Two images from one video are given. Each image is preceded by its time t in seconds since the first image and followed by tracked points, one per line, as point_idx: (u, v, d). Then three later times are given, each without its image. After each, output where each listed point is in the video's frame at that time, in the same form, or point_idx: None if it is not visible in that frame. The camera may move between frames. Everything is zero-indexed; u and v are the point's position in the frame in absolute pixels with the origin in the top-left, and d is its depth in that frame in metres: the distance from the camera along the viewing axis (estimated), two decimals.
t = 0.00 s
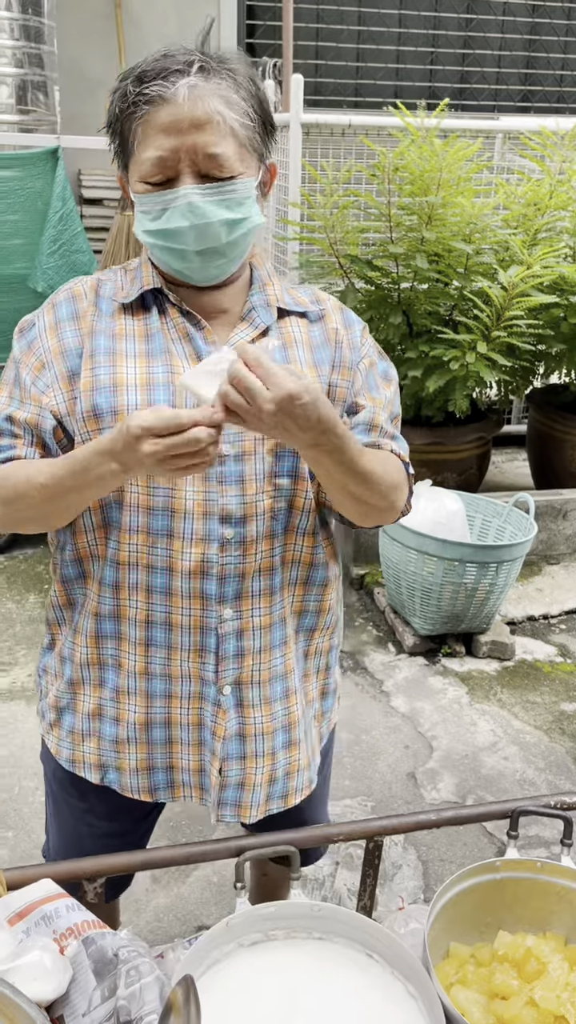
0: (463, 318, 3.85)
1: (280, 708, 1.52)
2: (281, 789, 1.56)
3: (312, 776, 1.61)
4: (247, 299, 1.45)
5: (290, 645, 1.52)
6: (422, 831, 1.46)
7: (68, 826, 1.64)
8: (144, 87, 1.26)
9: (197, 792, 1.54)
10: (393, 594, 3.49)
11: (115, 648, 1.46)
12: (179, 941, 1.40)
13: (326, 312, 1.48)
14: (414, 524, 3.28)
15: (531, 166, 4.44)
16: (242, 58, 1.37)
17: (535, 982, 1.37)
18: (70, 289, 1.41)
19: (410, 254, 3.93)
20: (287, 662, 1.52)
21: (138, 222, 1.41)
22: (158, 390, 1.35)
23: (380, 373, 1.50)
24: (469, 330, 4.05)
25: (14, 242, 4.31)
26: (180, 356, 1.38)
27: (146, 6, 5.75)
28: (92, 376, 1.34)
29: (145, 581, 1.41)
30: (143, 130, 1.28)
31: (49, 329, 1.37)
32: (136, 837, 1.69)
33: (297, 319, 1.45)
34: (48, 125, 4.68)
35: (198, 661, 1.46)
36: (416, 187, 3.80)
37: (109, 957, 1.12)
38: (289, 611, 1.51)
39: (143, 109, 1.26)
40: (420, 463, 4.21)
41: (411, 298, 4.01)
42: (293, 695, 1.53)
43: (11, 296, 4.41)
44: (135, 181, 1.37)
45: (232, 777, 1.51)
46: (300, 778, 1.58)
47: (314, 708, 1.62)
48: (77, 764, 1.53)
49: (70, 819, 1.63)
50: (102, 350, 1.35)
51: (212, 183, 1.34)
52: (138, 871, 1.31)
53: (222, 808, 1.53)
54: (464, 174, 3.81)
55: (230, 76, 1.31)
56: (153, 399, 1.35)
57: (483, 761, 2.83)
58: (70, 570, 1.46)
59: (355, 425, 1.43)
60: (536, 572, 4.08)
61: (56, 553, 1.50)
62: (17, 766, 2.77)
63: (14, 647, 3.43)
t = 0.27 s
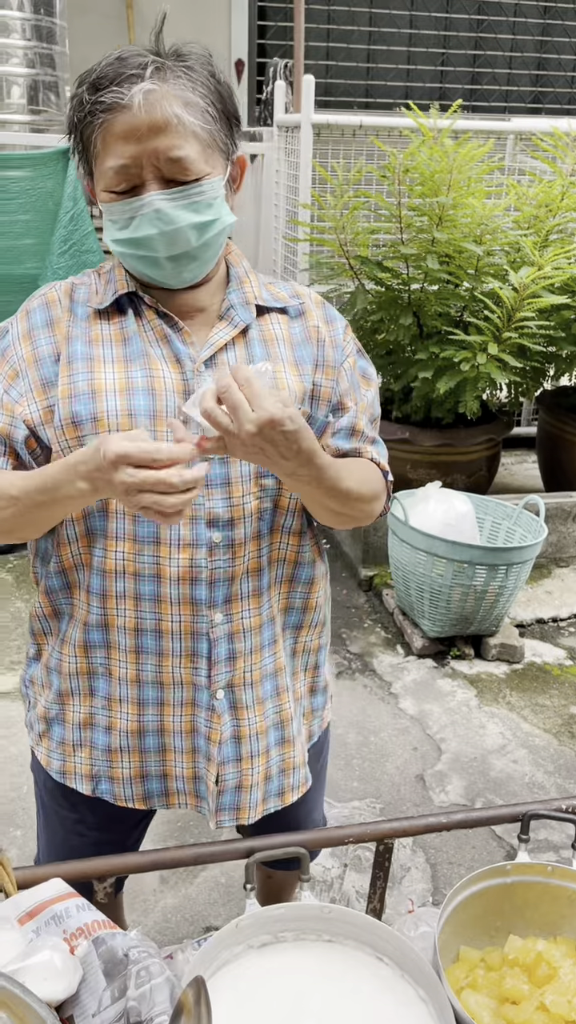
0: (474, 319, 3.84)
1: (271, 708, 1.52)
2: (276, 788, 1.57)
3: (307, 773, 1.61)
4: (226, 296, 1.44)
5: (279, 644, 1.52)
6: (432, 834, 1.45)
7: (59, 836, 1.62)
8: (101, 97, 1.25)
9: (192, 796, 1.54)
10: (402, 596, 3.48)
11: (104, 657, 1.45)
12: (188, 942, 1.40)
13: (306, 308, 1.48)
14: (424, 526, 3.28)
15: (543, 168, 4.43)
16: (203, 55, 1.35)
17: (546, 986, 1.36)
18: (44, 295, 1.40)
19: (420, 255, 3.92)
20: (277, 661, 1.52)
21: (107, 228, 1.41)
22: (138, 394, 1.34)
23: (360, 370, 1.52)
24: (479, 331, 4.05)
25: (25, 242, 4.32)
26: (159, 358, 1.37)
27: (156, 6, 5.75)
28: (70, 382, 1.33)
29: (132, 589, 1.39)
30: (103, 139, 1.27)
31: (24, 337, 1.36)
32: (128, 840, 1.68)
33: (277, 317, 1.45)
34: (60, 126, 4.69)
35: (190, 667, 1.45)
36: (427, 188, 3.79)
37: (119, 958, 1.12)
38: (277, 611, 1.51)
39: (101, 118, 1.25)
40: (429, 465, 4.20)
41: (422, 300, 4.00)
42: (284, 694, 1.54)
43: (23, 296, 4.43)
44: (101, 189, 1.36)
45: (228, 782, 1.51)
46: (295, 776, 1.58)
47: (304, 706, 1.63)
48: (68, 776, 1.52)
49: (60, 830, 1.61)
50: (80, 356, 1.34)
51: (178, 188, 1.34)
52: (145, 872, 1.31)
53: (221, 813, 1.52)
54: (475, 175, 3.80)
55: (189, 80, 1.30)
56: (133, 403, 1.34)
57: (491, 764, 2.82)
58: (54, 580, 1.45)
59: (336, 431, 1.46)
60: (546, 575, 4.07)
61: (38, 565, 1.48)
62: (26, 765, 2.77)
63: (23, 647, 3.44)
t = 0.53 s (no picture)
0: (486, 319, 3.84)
1: (263, 707, 1.52)
2: (270, 786, 1.57)
3: (303, 771, 1.61)
4: (209, 296, 1.40)
5: (270, 643, 1.51)
6: (443, 835, 1.43)
7: (54, 840, 1.62)
8: (80, 92, 1.20)
9: (186, 801, 1.52)
10: (412, 597, 3.47)
11: (95, 665, 1.44)
12: (198, 941, 1.39)
13: (292, 304, 1.45)
14: (434, 527, 3.27)
15: (556, 168, 4.42)
16: (189, 53, 1.31)
17: (558, 990, 1.35)
18: (28, 298, 1.37)
19: (433, 254, 3.91)
20: (269, 660, 1.51)
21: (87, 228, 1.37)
22: (121, 399, 1.32)
23: (350, 366, 1.47)
24: (491, 331, 4.03)
25: (36, 239, 4.30)
26: (141, 360, 1.34)
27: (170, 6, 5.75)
28: (53, 389, 1.31)
29: (122, 596, 1.38)
30: (82, 136, 1.22)
31: (7, 343, 1.34)
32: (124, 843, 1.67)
33: (262, 314, 1.42)
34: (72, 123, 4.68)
35: (182, 672, 1.44)
36: (441, 187, 3.77)
37: (129, 957, 1.12)
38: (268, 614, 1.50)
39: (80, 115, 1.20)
40: (441, 465, 4.18)
41: (434, 300, 3.98)
42: (277, 693, 1.53)
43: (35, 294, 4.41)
44: (79, 187, 1.31)
45: (225, 785, 1.50)
46: (290, 774, 1.58)
47: (299, 704, 1.62)
48: (63, 780, 1.52)
49: (55, 834, 1.61)
50: (61, 362, 1.32)
51: (161, 189, 1.30)
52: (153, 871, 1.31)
53: (218, 816, 1.51)
54: (489, 175, 3.78)
55: (173, 77, 1.25)
56: (116, 409, 1.31)
57: (502, 766, 2.81)
58: (44, 589, 1.43)
59: (320, 431, 1.42)
60: (557, 576, 4.05)
61: (28, 571, 1.47)
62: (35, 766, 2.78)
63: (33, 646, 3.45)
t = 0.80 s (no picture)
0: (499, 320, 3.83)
1: (271, 700, 1.54)
2: (283, 775, 1.60)
3: (319, 766, 1.63)
4: (201, 300, 1.39)
5: (277, 641, 1.52)
6: (454, 840, 1.43)
7: (61, 844, 1.62)
8: (86, 95, 1.18)
9: (193, 808, 1.52)
10: (423, 599, 3.46)
11: (102, 672, 1.43)
12: (209, 943, 1.40)
13: (281, 300, 1.41)
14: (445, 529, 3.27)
15: (570, 168, 4.40)
16: (193, 56, 1.29)
17: (569, 996, 1.35)
18: (25, 311, 1.35)
19: (446, 255, 3.90)
20: (275, 657, 1.52)
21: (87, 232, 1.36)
22: (118, 412, 1.30)
23: (340, 356, 1.40)
24: (504, 333, 4.03)
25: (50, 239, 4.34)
26: (138, 371, 1.32)
27: (184, 5, 5.75)
28: (52, 405, 1.29)
29: (126, 606, 1.37)
30: (87, 140, 1.21)
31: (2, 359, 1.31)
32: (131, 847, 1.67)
33: (253, 313, 1.39)
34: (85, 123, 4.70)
35: (190, 677, 1.44)
36: (455, 187, 3.77)
37: (141, 959, 1.13)
38: (273, 614, 1.50)
39: (86, 118, 1.19)
40: (452, 467, 4.17)
41: (446, 300, 3.97)
42: (285, 690, 1.54)
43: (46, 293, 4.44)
44: (79, 189, 1.30)
45: (239, 779, 1.50)
46: (305, 768, 1.60)
47: (308, 702, 1.63)
48: (70, 785, 1.52)
49: (62, 839, 1.61)
50: (59, 379, 1.30)
51: (164, 196, 1.29)
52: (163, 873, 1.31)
53: (232, 813, 1.51)
54: (503, 176, 3.77)
55: (179, 81, 1.24)
56: (114, 422, 1.30)
57: (513, 769, 2.80)
58: (49, 596, 1.41)
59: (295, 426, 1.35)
60: (568, 579, 4.04)
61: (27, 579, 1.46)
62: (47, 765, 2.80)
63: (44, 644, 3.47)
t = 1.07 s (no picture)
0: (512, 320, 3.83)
1: (273, 701, 1.54)
2: (279, 775, 1.60)
3: (317, 766, 1.61)
4: (214, 302, 1.38)
5: (283, 644, 1.52)
6: (466, 842, 1.42)
7: (71, 842, 1.62)
8: (65, 121, 1.16)
9: (202, 807, 1.53)
10: (435, 599, 3.46)
11: (112, 676, 1.44)
12: (221, 943, 1.40)
13: (298, 302, 1.41)
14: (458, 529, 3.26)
15: None
16: (184, 60, 1.24)
17: None
18: (37, 311, 1.35)
19: (460, 255, 3.90)
20: (280, 661, 1.52)
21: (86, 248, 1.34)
22: (132, 413, 1.29)
23: (358, 361, 1.43)
24: (517, 333, 4.02)
25: (62, 238, 4.45)
26: (153, 373, 1.32)
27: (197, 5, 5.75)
28: (66, 406, 1.29)
29: (141, 608, 1.38)
30: (72, 166, 1.19)
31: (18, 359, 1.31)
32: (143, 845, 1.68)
33: (268, 316, 1.39)
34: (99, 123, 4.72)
35: (200, 677, 1.44)
36: (469, 187, 3.77)
37: (155, 958, 1.12)
38: (280, 619, 1.50)
39: (66, 146, 1.16)
40: (465, 467, 4.16)
41: (459, 301, 3.96)
42: (288, 692, 1.54)
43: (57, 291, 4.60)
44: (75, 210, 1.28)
45: (243, 779, 1.50)
46: (301, 771, 1.59)
47: (315, 705, 1.62)
48: (78, 787, 1.52)
49: (72, 837, 1.61)
50: (73, 378, 1.29)
51: (157, 211, 1.26)
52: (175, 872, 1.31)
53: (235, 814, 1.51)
54: (517, 176, 3.76)
55: (163, 94, 1.19)
56: (128, 423, 1.29)
57: (524, 770, 2.79)
58: (64, 595, 1.41)
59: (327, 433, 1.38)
60: None
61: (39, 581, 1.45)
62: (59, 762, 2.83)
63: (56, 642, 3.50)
